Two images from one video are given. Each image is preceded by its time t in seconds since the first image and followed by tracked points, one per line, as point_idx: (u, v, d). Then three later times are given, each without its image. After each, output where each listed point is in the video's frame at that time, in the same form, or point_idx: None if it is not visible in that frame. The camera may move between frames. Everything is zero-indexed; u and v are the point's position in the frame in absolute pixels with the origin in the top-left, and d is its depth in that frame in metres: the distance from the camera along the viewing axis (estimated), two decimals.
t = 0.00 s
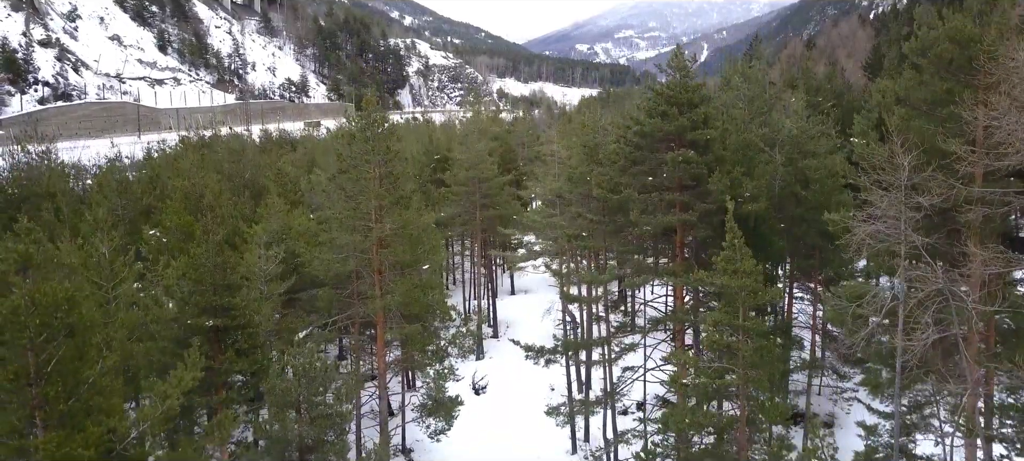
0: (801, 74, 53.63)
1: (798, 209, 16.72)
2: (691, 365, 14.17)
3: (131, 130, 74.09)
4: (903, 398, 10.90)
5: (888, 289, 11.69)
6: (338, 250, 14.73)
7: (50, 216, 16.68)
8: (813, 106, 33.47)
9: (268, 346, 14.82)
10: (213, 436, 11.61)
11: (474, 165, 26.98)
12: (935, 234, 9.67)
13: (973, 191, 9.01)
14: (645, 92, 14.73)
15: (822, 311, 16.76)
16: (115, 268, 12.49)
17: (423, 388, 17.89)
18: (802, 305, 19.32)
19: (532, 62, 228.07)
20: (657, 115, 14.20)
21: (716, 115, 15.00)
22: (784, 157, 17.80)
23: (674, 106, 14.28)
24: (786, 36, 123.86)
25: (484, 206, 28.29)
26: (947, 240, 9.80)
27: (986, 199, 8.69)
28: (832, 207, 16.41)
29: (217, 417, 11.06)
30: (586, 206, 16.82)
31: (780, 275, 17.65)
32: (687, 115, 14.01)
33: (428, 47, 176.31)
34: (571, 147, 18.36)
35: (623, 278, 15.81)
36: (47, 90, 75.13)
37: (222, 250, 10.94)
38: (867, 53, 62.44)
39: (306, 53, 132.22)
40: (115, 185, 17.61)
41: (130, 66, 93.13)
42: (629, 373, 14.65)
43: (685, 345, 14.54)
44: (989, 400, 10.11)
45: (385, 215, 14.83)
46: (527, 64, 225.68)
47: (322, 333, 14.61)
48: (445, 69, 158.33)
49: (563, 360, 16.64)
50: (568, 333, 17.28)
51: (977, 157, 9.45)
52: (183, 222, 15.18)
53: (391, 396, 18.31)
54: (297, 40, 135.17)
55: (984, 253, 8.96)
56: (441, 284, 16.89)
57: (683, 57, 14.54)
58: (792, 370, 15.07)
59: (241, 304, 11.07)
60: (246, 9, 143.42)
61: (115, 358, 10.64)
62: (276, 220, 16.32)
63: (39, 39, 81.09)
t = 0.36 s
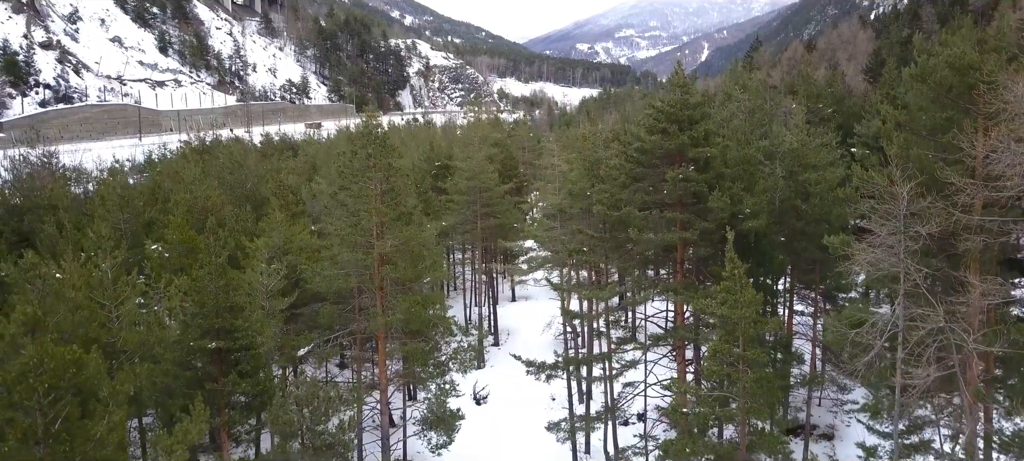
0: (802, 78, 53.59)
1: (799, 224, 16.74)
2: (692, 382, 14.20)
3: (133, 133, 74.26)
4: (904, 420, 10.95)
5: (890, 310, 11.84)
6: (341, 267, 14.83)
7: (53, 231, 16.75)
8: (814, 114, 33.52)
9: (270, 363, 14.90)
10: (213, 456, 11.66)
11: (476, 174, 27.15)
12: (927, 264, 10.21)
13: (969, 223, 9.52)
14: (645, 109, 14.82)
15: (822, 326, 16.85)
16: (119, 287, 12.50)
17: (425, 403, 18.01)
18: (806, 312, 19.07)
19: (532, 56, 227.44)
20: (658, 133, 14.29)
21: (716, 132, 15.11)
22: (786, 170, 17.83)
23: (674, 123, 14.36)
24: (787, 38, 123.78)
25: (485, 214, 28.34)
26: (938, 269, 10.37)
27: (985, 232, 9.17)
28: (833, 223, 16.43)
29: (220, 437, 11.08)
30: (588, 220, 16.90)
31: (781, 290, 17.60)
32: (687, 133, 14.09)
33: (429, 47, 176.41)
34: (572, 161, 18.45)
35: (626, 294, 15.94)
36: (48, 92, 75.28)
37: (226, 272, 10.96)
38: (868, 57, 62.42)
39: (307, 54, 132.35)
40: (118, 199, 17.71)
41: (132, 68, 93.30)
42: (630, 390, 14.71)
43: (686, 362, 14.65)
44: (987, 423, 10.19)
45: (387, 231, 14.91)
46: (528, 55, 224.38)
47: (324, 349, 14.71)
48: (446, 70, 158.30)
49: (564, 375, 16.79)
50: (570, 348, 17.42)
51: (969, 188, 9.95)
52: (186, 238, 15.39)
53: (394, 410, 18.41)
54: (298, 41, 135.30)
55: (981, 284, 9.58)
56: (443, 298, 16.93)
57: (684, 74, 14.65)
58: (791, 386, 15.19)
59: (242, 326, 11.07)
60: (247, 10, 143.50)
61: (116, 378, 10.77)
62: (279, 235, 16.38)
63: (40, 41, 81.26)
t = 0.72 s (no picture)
0: (802, 81, 53.55)
1: (798, 238, 16.81)
2: (692, 398, 14.38)
3: (133, 135, 74.41)
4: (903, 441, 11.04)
5: (888, 330, 11.95)
6: (343, 284, 14.91)
7: (57, 245, 16.87)
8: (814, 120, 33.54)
9: (273, 378, 15.02)
10: None
11: (477, 183, 27.25)
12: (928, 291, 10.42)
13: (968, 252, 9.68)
14: (646, 126, 14.89)
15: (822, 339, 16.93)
16: (123, 306, 12.61)
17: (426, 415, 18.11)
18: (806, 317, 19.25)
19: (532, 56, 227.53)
20: (658, 150, 14.37)
21: (716, 148, 15.19)
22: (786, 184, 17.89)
23: (675, 141, 14.43)
24: (787, 39, 123.74)
25: (486, 222, 28.40)
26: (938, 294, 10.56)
27: (985, 263, 9.35)
28: (833, 237, 16.49)
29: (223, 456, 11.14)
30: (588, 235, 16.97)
31: (781, 304, 17.60)
32: (687, 152, 14.17)
33: (429, 47, 176.34)
34: (573, 174, 18.50)
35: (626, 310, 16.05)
36: (49, 94, 75.44)
37: (230, 294, 11.02)
38: (868, 60, 62.39)
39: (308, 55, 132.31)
40: (121, 213, 17.82)
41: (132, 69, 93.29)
42: (630, 406, 14.86)
43: (686, 378, 14.76)
44: (984, 444, 10.27)
45: (388, 248, 15.04)
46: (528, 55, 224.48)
47: (327, 364, 14.83)
48: (447, 70, 158.27)
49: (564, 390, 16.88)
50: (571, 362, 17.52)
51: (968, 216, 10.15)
52: (188, 253, 15.57)
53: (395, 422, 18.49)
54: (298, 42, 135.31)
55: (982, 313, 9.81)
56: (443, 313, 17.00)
57: (684, 91, 14.73)
58: (789, 401, 15.30)
59: (245, 347, 11.12)
60: (247, 10, 143.37)
61: (121, 399, 10.88)
62: (280, 250, 16.48)
63: (41, 43, 81.41)
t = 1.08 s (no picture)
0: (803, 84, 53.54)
1: (798, 251, 16.83)
2: (692, 412, 14.49)
3: (134, 137, 74.55)
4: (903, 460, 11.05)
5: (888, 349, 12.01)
6: (344, 299, 14.95)
7: (59, 257, 16.97)
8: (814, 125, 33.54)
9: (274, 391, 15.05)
10: None
11: (478, 190, 27.33)
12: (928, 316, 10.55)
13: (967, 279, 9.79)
14: (647, 140, 14.92)
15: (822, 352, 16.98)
16: (126, 322, 12.68)
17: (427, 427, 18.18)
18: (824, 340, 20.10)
19: (533, 56, 227.71)
20: (659, 165, 14.42)
21: (716, 163, 15.25)
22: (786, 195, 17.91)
23: (676, 156, 14.45)
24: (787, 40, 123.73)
25: (487, 230, 28.46)
26: (938, 318, 10.69)
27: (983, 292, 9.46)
28: (833, 249, 16.51)
29: None
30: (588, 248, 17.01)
31: (781, 315, 17.64)
32: (688, 167, 14.20)
33: (430, 47, 176.48)
34: (573, 185, 18.54)
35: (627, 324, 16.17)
36: (50, 97, 75.70)
37: (231, 313, 10.96)
38: (868, 62, 62.34)
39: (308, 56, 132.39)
40: (122, 225, 17.88)
41: (134, 71, 93.43)
42: (630, 420, 14.97)
43: (687, 392, 14.85)
44: None
45: (389, 263, 15.08)
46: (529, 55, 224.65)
47: (328, 378, 14.86)
48: (448, 70, 158.36)
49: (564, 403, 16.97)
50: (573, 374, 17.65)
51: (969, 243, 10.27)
52: (192, 266, 16.02)
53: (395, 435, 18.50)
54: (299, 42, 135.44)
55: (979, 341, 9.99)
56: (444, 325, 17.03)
57: (684, 107, 14.82)
58: (789, 415, 15.33)
59: (247, 367, 11.06)
60: (249, 10, 143.58)
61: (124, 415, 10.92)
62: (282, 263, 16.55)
63: (42, 45, 81.59)
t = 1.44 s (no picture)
0: (803, 88, 53.50)
1: (798, 265, 16.90)
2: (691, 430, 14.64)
3: (134, 141, 74.68)
4: None
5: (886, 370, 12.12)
6: (345, 316, 15.02)
7: (61, 271, 17.02)
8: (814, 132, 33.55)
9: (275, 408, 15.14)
10: None
11: (478, 200, 27.37)
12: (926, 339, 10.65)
13: (965, 305, 9.86)
14: (647, 157, 14.97)
15: (821, 367, 17.05)
16: (129, 341, 12.48)
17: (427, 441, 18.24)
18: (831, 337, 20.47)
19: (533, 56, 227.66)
20: (659, 182, 14.45)
21: (716, 179, 15.31)
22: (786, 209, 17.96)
23: (676, 174, 14.51)
24: (788, 41, 123.66)
25: (487, 238, 28.50)
26: (937, 341, 10.79)
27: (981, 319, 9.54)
28: (832, 263, 16.57)
29: None
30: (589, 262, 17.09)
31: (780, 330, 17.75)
32: (688, 185, 14.26)
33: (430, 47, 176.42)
34: (573, 198, 18.59)
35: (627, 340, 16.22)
36: (51, 99, 75.75)
37: (233, 335, 10.98)
38: (868, 65, 62.34)
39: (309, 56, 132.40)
40: (124, 239, 17.92)
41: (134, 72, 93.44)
42: (630, 436, 15.13)
43: (686, 409, 14.98)
44: None
45: (389, 279, 15.14)
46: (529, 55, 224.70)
47: (329, 395, 14.96)
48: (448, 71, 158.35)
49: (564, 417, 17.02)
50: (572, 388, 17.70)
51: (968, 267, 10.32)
52: (192, 282, 16.11)
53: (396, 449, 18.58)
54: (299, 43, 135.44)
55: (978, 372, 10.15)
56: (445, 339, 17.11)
57: (684, 124, 14.85)
58: (788, 430, 15.44)
59: (248, 388, 11.09)
60: (249, 10, 143.60)
61: (127, 437, 10.98)
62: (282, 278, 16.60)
63: (43, 47, 81.65)
